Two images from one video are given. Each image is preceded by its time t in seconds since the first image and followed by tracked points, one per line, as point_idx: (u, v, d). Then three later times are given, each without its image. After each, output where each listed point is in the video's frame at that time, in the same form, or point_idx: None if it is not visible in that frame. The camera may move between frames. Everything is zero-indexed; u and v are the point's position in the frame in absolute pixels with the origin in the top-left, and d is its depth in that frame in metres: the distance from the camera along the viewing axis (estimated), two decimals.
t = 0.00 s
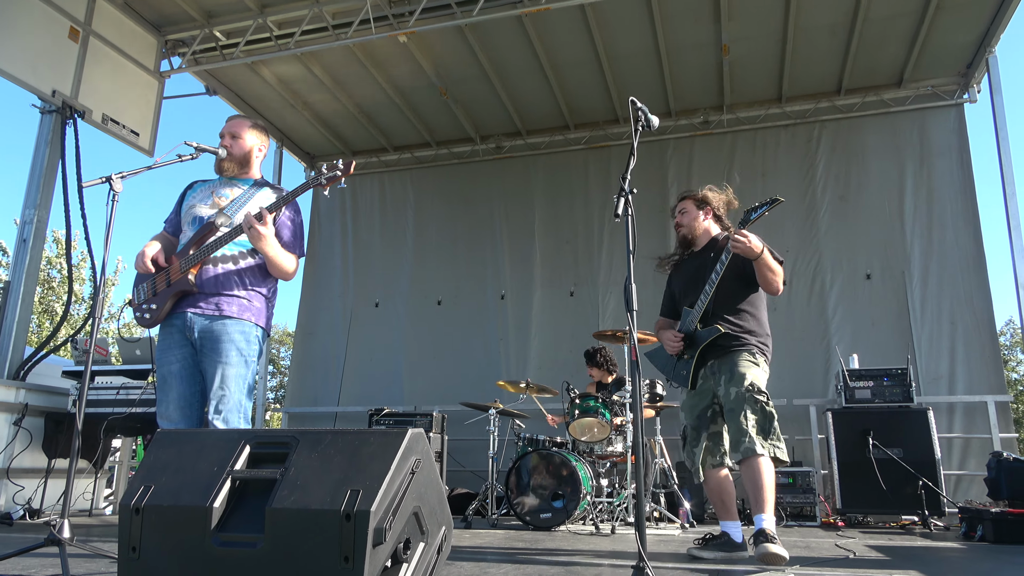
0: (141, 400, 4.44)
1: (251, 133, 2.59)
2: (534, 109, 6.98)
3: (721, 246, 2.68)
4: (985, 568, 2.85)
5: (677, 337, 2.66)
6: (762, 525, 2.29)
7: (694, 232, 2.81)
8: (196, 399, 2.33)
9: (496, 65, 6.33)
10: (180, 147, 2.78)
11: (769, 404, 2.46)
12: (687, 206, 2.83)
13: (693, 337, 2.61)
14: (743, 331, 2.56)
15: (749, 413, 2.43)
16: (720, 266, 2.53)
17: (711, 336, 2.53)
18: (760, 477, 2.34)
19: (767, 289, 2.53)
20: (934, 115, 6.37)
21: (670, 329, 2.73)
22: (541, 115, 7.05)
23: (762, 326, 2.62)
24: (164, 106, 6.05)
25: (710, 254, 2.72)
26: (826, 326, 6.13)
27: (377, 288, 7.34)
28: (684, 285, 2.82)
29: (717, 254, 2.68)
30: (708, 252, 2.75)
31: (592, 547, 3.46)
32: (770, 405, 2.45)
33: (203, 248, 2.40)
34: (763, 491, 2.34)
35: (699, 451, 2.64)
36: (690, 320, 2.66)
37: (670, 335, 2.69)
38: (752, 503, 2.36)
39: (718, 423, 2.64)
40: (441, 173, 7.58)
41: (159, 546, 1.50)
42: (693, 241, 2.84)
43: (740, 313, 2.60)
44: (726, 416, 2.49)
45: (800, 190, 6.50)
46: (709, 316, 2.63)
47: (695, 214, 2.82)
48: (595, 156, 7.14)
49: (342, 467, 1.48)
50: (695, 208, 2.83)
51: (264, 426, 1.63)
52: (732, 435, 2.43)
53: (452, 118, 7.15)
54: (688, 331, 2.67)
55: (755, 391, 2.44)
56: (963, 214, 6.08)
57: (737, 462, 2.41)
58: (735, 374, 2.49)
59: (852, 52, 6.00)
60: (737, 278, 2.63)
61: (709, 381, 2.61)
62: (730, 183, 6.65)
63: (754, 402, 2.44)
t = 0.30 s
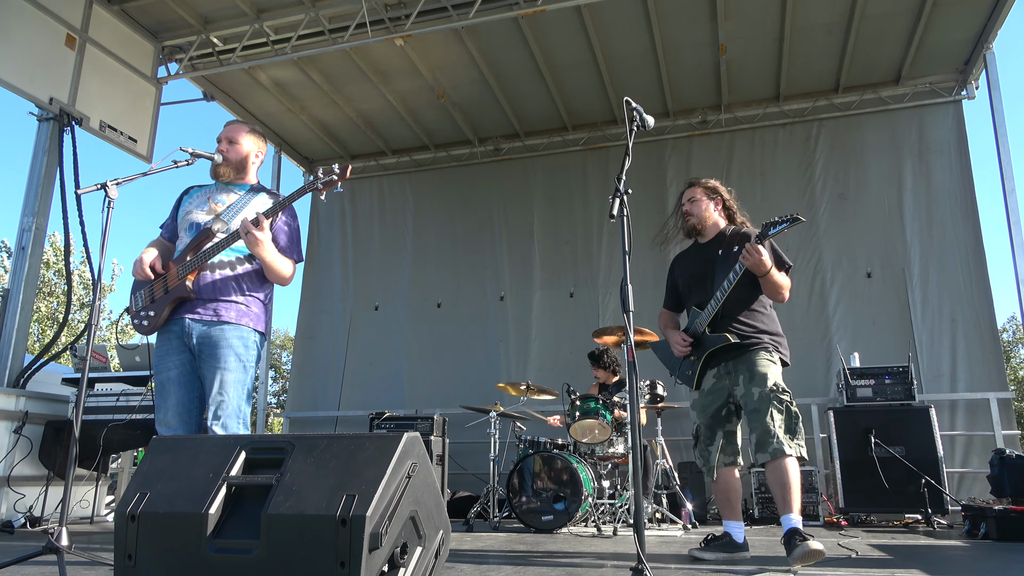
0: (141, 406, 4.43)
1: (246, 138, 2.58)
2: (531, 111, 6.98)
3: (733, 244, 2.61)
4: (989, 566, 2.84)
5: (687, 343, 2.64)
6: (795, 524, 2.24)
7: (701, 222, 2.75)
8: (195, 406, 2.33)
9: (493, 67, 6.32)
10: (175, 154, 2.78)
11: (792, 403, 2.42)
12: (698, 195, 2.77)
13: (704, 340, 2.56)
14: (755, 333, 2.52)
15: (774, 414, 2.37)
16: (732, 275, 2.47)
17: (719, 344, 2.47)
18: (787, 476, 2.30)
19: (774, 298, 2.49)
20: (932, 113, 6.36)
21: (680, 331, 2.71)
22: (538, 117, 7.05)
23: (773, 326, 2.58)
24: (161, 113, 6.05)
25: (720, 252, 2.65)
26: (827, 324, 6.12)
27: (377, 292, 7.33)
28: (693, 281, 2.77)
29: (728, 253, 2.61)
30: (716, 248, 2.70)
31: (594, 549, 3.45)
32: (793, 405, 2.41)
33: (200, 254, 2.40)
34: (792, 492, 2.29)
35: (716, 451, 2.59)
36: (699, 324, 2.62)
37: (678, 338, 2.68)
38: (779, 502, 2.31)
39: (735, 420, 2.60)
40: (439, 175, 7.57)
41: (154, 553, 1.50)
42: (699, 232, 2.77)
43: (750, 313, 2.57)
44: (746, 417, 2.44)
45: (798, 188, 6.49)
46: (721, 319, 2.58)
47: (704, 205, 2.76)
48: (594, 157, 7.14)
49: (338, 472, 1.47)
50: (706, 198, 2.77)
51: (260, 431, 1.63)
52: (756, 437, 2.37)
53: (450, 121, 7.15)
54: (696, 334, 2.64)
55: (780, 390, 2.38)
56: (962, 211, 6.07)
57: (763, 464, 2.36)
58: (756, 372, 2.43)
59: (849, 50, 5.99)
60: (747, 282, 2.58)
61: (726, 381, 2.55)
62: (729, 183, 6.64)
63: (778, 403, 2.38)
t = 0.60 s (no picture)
0: (142, 409, 4.44)
1: (245, 140, 2.58)
2: (531, 112, 6.98)
3: (766, 239, 2.49)
4: (991, 565, 2.83)
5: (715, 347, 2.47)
6: (804, 536, 2.18)
7: (738, 205, 2.55)
8: (195, 409, 2.33)
9: (492, 68, 6.33)
10: (174, 157, 2.78)
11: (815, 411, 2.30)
12: (738, 174, 2.57)
13: (734, 343, 2.42)
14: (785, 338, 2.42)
15: (796, 422, 2.26)
16: (775, 277, 2.36)
17: (755, 348, 2.35)
18: (803, 488, 2.20)
19: (798, 304, 2.44)
20: (932, 111, 6.35)
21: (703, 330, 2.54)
22: (538, 118, 7.06)
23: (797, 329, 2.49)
24: (161, 116, 6.07)
25: (751, 246, 2.53)
26: (828, 323, 6.12)
27: (378, 294, 7.34)
28: (717, 272, 2.60)
29: (763, 249, 2.48)
30: (746, 240, 2.55)
31: (595, 550, 3.45)
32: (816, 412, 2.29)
33: (199, 257, 2.40)
34: (804, 506, 2.20)
35: (735, 451, 2.50)
36: (726, 324, 2.47)
37: (703, 343, 2.49)
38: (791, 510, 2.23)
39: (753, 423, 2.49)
40: (439, 177, 7.58)
41: (153, 556, 1.50)
42: (733, 215, 2.58)
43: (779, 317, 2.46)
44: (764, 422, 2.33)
45: (799, 188, 6.48)
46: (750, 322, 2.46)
47: (740, 186, 2.58)
48: (593, 157, 7.14)
49: (336, 475, 1.47)
50: (745, 180, 2.58)
51: (257, 434, 1.63)
52: (773, 444, 2.26)
53: (449, 122, 7.15)
54: (725, 336, 2.47)
55: (805, 397, 2.27)
56: (962, 209, 6.07)
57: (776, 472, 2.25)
58: (780, 377, 2.31)
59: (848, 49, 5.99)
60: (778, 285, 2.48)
61: (748, 383, 2.42)
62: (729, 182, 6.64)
63: (802, 411, 2.27)
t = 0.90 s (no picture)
0: (141, 411, 4.44)
1: (242, 141, 2.59)
2: (528, 113, 6.98)
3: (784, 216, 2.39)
4: (988, 564, 2.84)
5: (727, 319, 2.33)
6: (802, 536, 2.13)
7: (751, 184, 2.45)
8: (194, 410, 2.33)
9: (490, 70, 6.33)
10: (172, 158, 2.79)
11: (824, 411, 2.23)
12: (748, 154, 2.48)
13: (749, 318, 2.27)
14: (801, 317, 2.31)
15: (809, 420, 2.17)
16: (809, 246, 2.23)
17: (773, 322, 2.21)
18: (808, 491, 2.13)
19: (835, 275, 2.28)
20: (929, 111, 6.37)
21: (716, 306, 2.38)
22: (536, 119, 7.07)
23: (809, 315, 2.38)
24: (159, 118, 6.07)
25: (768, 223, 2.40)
26: (826, 323, 6.13)
27: (376, 295, 7.34)
28: (732, 247, 2.45)
29: (782, 226, 2.37)
30: (762, 218, 2.43)
31: (593, 550, 3.46)
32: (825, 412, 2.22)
33: (203, 256, 2.40)
34: (806, 510, 2.14)
35: (732, 437, 2.31)
36: (744, 299, 2.32)
37: (717, 317, 2.35)
38: (789, 511, 2.17)
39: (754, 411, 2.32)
40: (438, 178, 7.58)
41: (152, 557, 1.50)
42: (746, 195, 2.48)
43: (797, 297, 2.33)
44: (774, 417, 2.22)
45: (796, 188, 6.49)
46: (768, 297, 2.31)
47: (752, 164, 2.47)
48: (592, 158, 7.15)
49: (334, 476, 1.48)
50: (756, 159, 2.48)
51: (255, 435, 1.63)
52: (787, 443, 2.18)
53: (447, 123, 7.16)
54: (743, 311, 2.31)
55: (819, 396, 2.19)
56: (959, 208, 6.08)
57: (786, 469, 2.18)
58: (798, 371, 2.20)
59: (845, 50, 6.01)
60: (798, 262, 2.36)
61: (758, 367, 2.27)
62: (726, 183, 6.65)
63: (815, 410, 2.18)
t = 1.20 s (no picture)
0: (135, 415, 4.43)
1: (231, 146, 2.59)
2: (522, 114, 7.00)
3: (772, 211, 2.31)
4: (980, 560, 2.86)
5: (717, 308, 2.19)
6: (794, 534, 2.08)
7: (735, 179, 2.35)
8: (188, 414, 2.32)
9: (483, 71, 6.35)
10: (163, 162, 2.78)
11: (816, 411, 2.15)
12: (732, 148, 2.37)
13: (745, 306, 2.15)
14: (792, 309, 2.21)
15: (800, 420, 2.09)
16: (804, 228, 2.19)
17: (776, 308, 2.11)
18: (800, 489, 2.07)
19: (811, 275, 2.23)
20: (920, 110, 6.40)
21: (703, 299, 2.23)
22: (529, 120, 7.08)
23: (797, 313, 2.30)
24: (152, 121, 6.05)
25: (756, 216, 2.31)
26: (819, 322, 6.15)
27: (371, 296, 7.34)
28: (716, 238, 2.32)
29: (770, 219, 2.28)
30: (749, 212, 2.33)
31: (588, 550, 3.47)
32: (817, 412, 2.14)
33: (206, 264, 2.40)
34: (799, 505, 2.08)
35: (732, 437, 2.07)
36: (736, 287, 2.19)
37: (704, 307, 2.19)
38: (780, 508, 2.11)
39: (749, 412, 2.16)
40: (432, 179, 7.59)
41: (145, 561, 1.50)
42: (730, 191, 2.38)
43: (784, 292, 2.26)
44: (766, 417, 2.13)
45: (789, 187, 6.52)
46: (759, 287, 2.22)
47: (737, 158, 2.37)
48: (585, 158, 7.17)
49: (326, 477, 1.49)
50: (740, 153, 2.38)
51: (249, 438, 1.64)
52: (777, 441, 2.11)
53: (441, 125, 7.17)
54: (735, 301, 2.18)
55: (811, 395, 2.10)
56: (951, 207, 6.12)
57: (776, 468, 2.11)
58: (790, 371, 2.10)
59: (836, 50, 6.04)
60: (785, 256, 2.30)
61: (752, 363, 2.14)
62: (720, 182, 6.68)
63: (807, 410, 2.10)
